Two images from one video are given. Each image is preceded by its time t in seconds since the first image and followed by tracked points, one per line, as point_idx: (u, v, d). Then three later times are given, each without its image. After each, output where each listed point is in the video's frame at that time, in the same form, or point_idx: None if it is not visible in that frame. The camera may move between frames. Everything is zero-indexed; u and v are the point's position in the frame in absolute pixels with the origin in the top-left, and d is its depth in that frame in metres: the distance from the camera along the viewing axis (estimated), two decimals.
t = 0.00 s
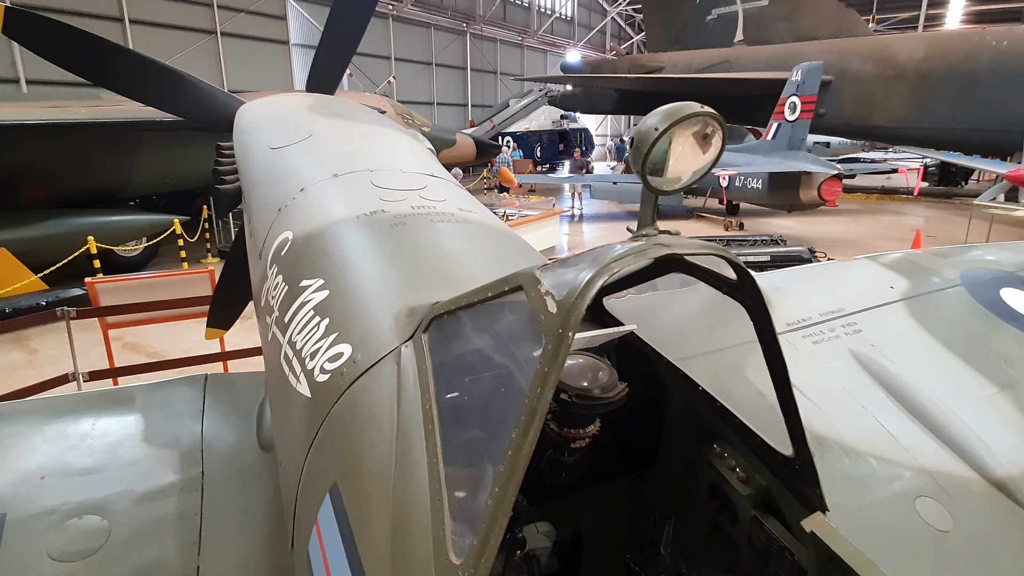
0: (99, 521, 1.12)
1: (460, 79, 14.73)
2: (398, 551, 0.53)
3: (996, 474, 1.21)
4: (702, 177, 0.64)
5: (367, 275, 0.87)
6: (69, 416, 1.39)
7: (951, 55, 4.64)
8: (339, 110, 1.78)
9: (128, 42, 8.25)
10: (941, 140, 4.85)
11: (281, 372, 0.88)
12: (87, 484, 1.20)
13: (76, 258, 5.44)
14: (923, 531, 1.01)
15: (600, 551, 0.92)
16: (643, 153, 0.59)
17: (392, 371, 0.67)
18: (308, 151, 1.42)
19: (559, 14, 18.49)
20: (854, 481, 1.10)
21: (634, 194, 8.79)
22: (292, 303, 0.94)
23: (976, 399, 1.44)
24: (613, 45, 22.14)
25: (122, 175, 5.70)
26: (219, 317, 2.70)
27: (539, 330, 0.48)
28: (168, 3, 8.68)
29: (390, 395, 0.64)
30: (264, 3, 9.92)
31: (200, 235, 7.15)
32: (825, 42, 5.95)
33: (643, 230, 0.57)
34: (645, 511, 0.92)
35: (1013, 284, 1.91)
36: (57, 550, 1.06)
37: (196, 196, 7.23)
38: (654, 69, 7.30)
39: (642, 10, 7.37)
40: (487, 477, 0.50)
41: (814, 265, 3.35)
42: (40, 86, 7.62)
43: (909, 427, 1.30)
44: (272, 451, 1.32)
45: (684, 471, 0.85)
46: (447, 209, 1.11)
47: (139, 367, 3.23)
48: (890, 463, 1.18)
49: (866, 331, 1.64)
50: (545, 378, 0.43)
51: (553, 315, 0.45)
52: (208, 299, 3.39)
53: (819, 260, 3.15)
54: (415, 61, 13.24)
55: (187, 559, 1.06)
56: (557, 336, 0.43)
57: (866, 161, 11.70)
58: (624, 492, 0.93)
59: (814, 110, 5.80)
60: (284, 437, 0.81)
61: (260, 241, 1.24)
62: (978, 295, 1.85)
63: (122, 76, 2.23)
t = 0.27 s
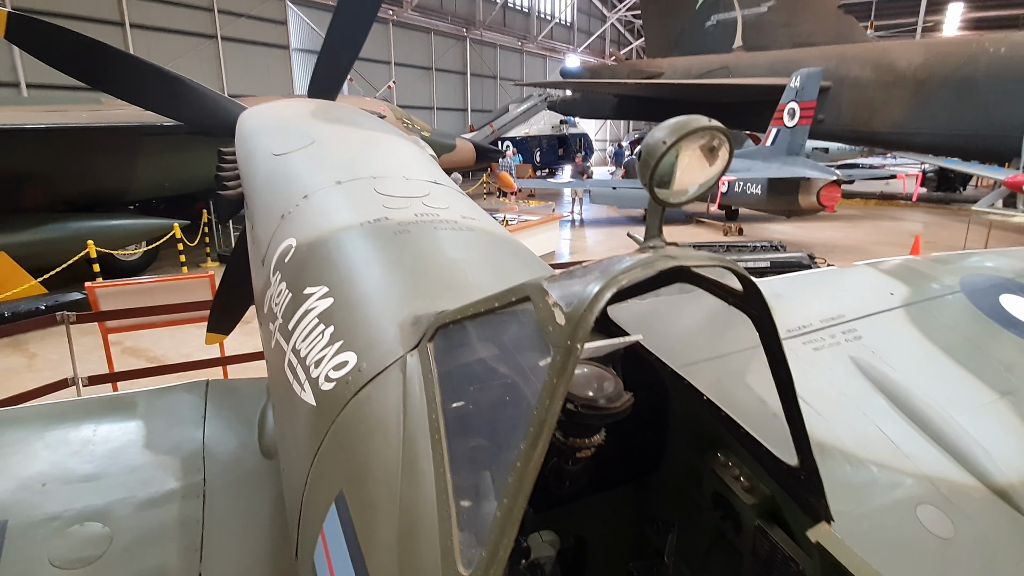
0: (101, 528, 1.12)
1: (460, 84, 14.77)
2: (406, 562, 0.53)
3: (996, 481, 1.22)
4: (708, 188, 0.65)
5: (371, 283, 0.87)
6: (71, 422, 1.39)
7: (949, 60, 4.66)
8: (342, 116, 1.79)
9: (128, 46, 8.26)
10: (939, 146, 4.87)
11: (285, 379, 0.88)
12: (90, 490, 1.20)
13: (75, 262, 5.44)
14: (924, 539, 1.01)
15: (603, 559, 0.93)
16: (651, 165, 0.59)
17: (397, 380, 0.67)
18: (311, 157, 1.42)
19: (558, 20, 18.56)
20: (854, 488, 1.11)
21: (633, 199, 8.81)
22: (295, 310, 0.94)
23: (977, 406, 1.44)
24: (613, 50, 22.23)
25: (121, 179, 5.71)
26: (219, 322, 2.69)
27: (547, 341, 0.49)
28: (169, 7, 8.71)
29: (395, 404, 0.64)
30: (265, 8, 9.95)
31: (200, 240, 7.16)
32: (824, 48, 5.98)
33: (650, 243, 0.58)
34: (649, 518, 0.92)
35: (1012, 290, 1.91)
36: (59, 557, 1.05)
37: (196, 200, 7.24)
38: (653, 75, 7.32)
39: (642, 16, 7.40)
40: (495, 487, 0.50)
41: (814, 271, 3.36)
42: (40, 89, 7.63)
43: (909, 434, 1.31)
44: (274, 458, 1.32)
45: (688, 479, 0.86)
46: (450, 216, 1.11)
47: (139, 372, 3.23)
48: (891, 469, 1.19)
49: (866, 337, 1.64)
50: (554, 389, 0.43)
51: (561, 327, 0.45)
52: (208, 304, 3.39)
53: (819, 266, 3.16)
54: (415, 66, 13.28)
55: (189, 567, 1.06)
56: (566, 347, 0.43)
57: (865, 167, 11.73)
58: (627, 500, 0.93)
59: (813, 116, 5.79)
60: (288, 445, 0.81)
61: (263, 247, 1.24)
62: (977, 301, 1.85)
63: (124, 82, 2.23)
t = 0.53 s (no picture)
0: (109, 539, 1.12)
1: (464, 92, 14.84)
2: None
3: (1002, 493, 1.22)
4: (723, 210, 0.65)
5: (384, 297, 0.88)
6: (78, 432, 1.39)
7: (950, 71, 4.68)
8: (350, 127, 1.80)
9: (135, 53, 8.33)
10: (942, 155, 4.88)
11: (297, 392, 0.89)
12: (98, 500, 1.21)
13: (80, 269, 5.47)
14: (931, 552, 1.01)
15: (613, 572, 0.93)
16: (668, 189, 0.60)
17: (411, 395, 0.67)
18: (320, 169, 1.43)
19: (562, 28, 18.67)
20: (860, 501, 1.11)
21: (637, 207, 8.83)
22: (307, 323, 0.95)
23: (983, 417, 1.44)
24: (616, 58, 22.33)
25: (127, 185, 5.74)
26: (225, 330, 2.70)
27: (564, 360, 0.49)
28: (175, 15, 8.78)
29: (409, 419, 0.65)
30: (270, 16, 10.02)
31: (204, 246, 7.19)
32: (826, 58, 6.01)
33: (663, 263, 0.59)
34: (659, 533, 0.93)
35: (1016, 301, 1.91)
36: (68, 569, 1.06)
37: (200, 207, 7.27)
38: (656, 83, 7.35)
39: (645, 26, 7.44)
40: (513, 505, 0.51)
41: (818, 281, 3.36)
42: (46, 97, 7.68)
43: (914, 445, 1.31)
44: (282, 468, 1.32)
45: (697, 494, 0.86)
46: (460, 229, 1.12)
47: (143, 380, 3.25)
48: (896, 481, 1.19)
49: (871, 348, 1.64)
50: (572, 410, 0.43)
51: (579, 348, 0.45)
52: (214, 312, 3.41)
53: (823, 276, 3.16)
54: (419, 74, 13.35)
55: None
56: (584, 368, 0.44)
57: (867, 175, 11.74)
58: (637, 513, 0.94)
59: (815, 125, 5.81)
60: (300, 457, 0.81)
61: (273, 259, 1.25)
62: (981, 312, 1.85)
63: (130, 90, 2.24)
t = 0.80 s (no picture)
0: (131, 545, 1.13)
1: (477, 99, 14.92)
2: None
3: None
4: (748, 227, 0.67)
5: (405, 308, 0.89)
6: (101, 437, 1.41)
7: (965, 78, 4.61)
8: (368, 137, 1.82)
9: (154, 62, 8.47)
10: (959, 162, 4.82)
11: (319, 402, 0.90)
12: (120, 506, 1.22)
13: (100, 274, 5.55)
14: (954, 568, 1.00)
15: None
16: (696, 208, 0.61)
17: (434, 408, 0.68)
18: (339, 179, 1.45)
19: (575, 36, 18.74)
20: (881, 514, 1.10)
21: (650, 214, 8.81)
22: (329, 333, 0.96)
23: (1006, 429, 1.42)
24: (629, 65, 22.35)
25: (145, 192, 5.83)
26: (241, 336, 2.74)
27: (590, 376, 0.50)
28: (194, 25, 8.92)
29: (433, 431, 0.66)
30: (287, 25, 10.15)
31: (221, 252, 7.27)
32: (841, 64, 5.97)
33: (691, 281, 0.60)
34: (679, 546, 0.92)
35: None
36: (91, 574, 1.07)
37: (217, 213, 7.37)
38: (669, 90, 7.35)
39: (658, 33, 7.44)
40: (541, 519, 0.51)
41: (835, 290, 3.33)
42: (68, 105, 7.83)
43: (934, 457, 1.30)
44: (300, 476, 1.33)
45: (718, 508, 0.85)
46: (479, 240, 1.13)
47: (161, 385, 3.29)
48: (916, 495, 1.18)
49: (890, 359, 1.63)
50: (599, 427, 0.44)
51: (606, 364, 0.46)
52: (231, 318, 3.45)
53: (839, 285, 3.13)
54: (433, 81, 13.44)
55: None
56: (611, 386, 0.44)
57: (883, 182, 11.63)
58: (657, 527, 0.93)
59: (830, 133, 5.86)
60: (323, 466, 0.82)
61: (294, 268, 1.27)
62: (1002, 322, 1.83)
63: (152, 99, 2.27)
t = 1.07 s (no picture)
0: (148, 547, 1.15)
1: (483, 100, 14.95)
2: None
3: None
4: (772, 236, 0.69)
5: (422, 313, 0.90)
6: (118, 438, 1.43)
7: (977, 77, 4.58)
8: (380, 141, 1.83)
9: (164, 65, 8.53)
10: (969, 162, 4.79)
11: (337, 404, 0.90)
12: (138, 507, 1.24)
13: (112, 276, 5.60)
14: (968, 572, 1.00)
15: None
16: (723, 217, 0.64)
17: (454, 413, 0.68)
18: (353, 183, 1.46)
19: (582, 37, 18.74)
20: (894, 519, 1.10)
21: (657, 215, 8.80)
22: (346, 337, 0.97)
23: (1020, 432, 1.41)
24: (635, 66, 22.34)
25: (156, 195, 5.87)
26: (253, 337, 2.75)
27: (615, 383, 0.50)
28: (204, 27, 8.98)
29: (454, 436, 0.66)
30: (295, 27, 10.20)
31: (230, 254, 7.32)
32: (850, 65, 5.95)
33: (716, 288, 0.62)
34: (694, 551, 0.92)
35: None
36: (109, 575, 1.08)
37: (226, 215, 7.41)
38: (676, 91, 7.34)
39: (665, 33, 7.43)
40: (567, 526, 0.51)
41: (845, 292, 3.31)
42: (79, 107, 7.89)
43: (947, 461, 1.29)
44: (315, 478, 1.34)
45: (736, 514, 0.85)
46: (494, 244, 1.13)
47: (172, 386, 3.32)
48: (930, 499, 1.17)
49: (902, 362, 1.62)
50: (627, 435, 0.44)
51: (633, 372, 0.46)
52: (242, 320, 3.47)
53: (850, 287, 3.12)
54: (440, 83, 13.48)
55: None
56: (639, 394, 0.44)
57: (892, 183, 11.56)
58: (673, 531, 0.93)
59: (838, 133, 5.88)
60: (342, 470, 0.83)
61: (309, 272, 1.28)
62: (1015, 325, 1.81)
63: (165, 103, 2.29)
